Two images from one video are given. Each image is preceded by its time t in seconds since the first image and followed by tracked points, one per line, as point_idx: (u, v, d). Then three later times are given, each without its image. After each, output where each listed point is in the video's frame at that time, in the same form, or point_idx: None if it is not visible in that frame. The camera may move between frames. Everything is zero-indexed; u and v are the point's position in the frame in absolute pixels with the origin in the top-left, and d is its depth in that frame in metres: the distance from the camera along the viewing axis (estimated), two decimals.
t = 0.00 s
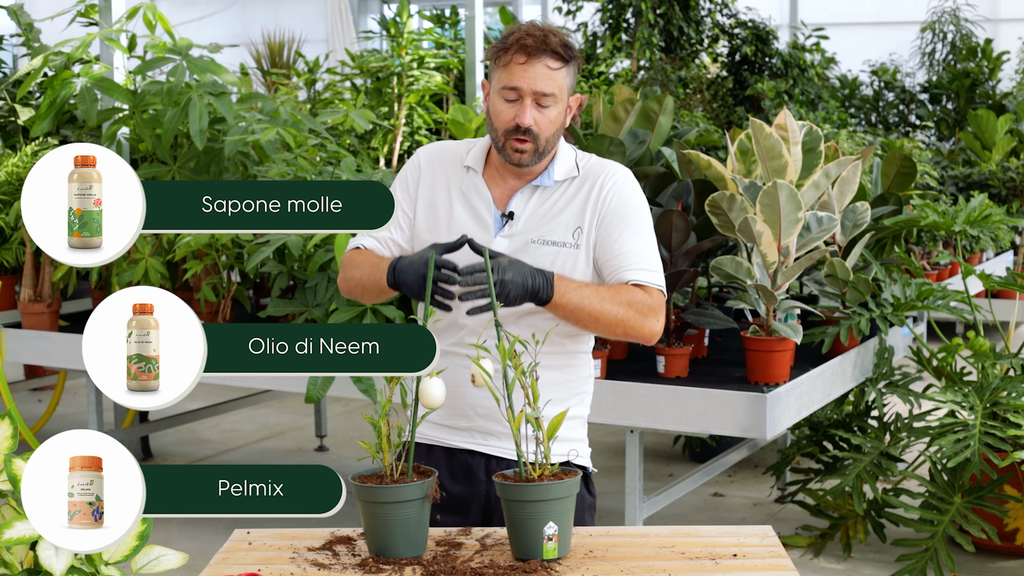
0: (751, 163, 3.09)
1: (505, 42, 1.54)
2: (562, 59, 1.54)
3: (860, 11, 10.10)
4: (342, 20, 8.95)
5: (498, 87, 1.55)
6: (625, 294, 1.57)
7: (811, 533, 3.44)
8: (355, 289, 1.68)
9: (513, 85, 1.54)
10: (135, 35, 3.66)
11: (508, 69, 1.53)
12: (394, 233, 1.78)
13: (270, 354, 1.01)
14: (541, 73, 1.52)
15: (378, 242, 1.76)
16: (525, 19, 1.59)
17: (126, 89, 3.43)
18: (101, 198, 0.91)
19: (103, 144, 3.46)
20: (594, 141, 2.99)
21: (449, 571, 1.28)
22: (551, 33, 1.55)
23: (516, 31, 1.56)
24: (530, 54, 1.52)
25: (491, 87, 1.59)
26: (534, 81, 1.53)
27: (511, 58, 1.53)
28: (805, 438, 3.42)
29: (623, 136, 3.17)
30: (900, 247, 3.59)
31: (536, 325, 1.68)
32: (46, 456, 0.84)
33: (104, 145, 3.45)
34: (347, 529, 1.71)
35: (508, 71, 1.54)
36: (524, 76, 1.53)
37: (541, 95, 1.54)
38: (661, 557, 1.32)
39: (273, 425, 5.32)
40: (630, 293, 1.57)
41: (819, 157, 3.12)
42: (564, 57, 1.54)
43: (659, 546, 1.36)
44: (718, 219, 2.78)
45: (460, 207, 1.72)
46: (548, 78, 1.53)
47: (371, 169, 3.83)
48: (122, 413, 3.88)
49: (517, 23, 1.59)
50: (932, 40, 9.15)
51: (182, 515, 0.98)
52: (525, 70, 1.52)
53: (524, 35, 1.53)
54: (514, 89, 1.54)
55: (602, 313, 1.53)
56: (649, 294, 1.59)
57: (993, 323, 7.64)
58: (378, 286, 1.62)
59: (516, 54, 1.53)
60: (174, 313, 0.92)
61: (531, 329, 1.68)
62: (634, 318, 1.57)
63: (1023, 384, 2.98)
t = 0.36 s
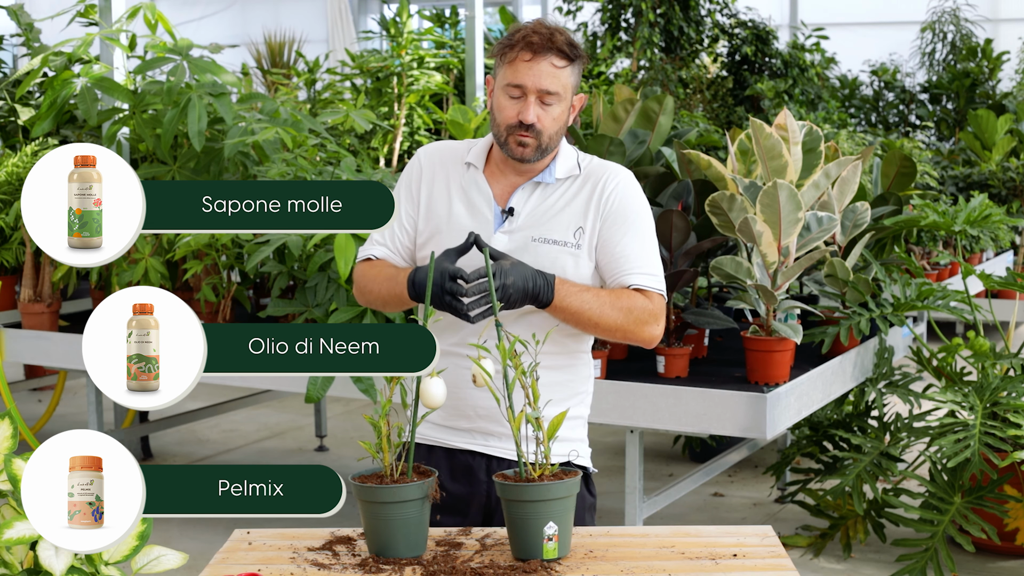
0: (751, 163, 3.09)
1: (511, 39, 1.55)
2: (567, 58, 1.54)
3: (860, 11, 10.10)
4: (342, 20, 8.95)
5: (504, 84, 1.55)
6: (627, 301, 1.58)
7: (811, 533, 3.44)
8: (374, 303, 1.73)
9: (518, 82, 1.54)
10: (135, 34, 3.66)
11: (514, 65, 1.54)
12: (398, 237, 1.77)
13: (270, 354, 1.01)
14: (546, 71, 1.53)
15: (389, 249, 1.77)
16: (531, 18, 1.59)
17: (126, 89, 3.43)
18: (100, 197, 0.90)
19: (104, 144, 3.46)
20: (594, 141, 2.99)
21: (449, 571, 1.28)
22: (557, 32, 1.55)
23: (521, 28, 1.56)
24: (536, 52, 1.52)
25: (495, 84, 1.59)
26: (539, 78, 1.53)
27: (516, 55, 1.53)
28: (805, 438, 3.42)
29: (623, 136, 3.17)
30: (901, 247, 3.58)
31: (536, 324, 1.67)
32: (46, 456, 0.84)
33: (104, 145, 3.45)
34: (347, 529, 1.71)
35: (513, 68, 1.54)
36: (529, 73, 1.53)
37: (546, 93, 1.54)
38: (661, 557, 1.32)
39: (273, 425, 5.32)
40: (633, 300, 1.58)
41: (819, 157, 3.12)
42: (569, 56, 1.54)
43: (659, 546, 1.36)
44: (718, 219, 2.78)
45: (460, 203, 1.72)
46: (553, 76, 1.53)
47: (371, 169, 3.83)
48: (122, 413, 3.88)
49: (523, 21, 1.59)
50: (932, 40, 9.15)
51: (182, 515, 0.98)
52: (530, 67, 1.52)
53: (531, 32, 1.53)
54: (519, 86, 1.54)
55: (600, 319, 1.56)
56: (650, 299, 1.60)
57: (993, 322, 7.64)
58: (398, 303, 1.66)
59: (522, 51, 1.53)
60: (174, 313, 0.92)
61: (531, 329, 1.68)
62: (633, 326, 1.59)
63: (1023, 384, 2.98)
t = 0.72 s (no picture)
0: (751, 163, 3.09)
1: (521, 35, 1.55)
2: (577, 54, 1.55)
3: (860, 11, 10.10)
4: (342, 20, 8.96)
5: (512, 79, 1.56)
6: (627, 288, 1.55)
7: (811, 533, 3.44)
8: (371, 290, 1.66)
9: (527, 76, 1.54)
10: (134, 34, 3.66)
11: (523, 60, 1.54)
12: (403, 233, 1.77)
13: (270, 354, 1.01)
14: (555, 66, 1.53)
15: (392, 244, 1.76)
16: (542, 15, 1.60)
17: (126, 89, 3.43)
18: (101, 197, 0.91)
19: (103, 144, 3.46)
20: (594, 141, 2.99)
21: (449, 571, 1.28)
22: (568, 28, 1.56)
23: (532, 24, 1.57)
24: (545, 47, 1.53)
25: (503, 80, 1.59)
26: (548, 73, 1.53)
27: (526, 49, 1.54)
28: (805, 438, 3.42)
29: (623, 136, 3.18)
30: (901, 247, 3.59)
31: (536, 324, 1.67)
32: (46, 456, 0.84)
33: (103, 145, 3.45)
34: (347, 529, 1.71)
35: (523, 62, 1.54)
36: (539, 68, 1.53)
37: (555, 88, 1.54)
38: (660, 557, 1.32)
39: (273, 425, 5.32)
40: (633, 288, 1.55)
41: (819, 157, 3.12)
42: (580, 53, 1.54)
43: (659, 546, 1.36)
44: (718, 219, 2.78)
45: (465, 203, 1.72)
46: (563, 72, 1.53)
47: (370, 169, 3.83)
48: (122, 413, 3.88)
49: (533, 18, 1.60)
50: (932, 40, 9.15)
51: (182, 515, 0.98)
52: (540, 62, 1.53)
53: (541, 27, 1.53)
54: (528, 80, 1.54)
55: (604, 300, 1.50)
56: (652, 292, 1.58)
57: (993, 322, 7.64)
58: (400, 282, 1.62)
59: (532, 45, 1.53)
60: (175, 312, 0.92)
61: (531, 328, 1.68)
62: (634, 312, 1.55)
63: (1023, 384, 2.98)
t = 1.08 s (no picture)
0: (751, 163, 3.09)
1: (520, 33, 1.56)
2: (577, 51, 1.55)
3: (860, 10, 10.10)
4: (342, 20, 8.96)
5: (512, 76, 1.56)
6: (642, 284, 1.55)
7: (811, 533, 3.44)
8: (375, 286, 1.66)
9: (527, 73, 1.54)
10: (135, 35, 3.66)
11: (523, 57, 1.54)
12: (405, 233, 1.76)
13: (270, 354, 1.01)
14: (555, 62, 1.53)
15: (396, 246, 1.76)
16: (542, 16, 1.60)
17: (126, 89, 3.43)
18: (101, 197, 0.91)
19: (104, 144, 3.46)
20: (594, 141, 3.00)
21: (449, 571, 1.28)
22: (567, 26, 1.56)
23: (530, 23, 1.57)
24: (545, 43, 1.53)
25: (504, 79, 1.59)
26: (548, 69, 1.53)
27: (526, 46, 1.54)
28: (805, 438, 3.42)
29: (623, 136, 3.18)
30: (901, 247, 3.58)
31: (537, 325, 1.68)
32: (46, 456, 0.84)
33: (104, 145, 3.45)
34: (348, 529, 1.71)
35: (523, 60, 1.54)
36: (539, 64, 1.53)
37: (555, 84, 1.54)
38: (660, 557, 1.32)
39: (273, 425, 5.32)
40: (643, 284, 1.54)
41: (819, 157, 3.12)
42: (579, 50, 1.55)
43: (659, 546, 1.36)
44: (718, 219, 2.79)
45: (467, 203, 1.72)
46: (563, 68, 1.53)
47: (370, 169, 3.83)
48: (122, 413, 3.88)
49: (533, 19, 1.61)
50: (932, 40, 9.15)
51: (182, 515, 0.98)
52: (540, 58, 1.53)
53: (541, 25, 1.54)
54: (528, 77, 1.54)
55: (626, 292, 1.49)
56: (660, 295, 1.60)
57: (994, 322, 7.64)
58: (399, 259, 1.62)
59: (532, 43, 1.54)
60: (174, 313, 0.92)
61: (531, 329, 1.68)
62: (645, 311, 1.55)
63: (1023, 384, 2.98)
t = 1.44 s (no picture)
0: (751, 163, 3.09)
1: (524, 34, 1.55)
2: (582, 53, 1.54)
3: (859, 11, 10.10)
4: (342, 21, 8.97)
5: (517, 78, 1.56)
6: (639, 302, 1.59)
7: (811, 533, 3.44)
8: (391, 300, 1.70)
9: (532, 76, 1.54)
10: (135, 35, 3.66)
11: (528, 59, 1.54)
12: (409, 235, 1.77)
13: (270, 354, 1.01)
14: (560, 65, 1.53)
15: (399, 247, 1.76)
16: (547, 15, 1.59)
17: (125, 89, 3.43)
18: (101, 197, 0.91)
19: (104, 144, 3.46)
20: (594, 141, 3.00)
21: (449, 571, 1.28)
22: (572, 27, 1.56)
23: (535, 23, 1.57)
24: (550, 46, 1.53)
25: (508, 79, 1.59)
26: (554, 72, 1.53)
27: (530, 49, 1.54)
28: (805, 438, 3.42)
29: (623, 136, 3.18)
30: (901, 247, 3.58)
31: (537, 325, 1.67)
32: (46, 456, 0.84)
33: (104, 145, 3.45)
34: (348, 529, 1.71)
35: (528, 62, 1.54)
36: (544, 67, 1.53)
37: (560, 87, 1.54)
38: (660, 557, 1.32)
39: (273, 425, 5.32)
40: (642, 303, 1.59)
41: (819, 157, 3.12)
42: (584, 51, 1.54)
43: (659, 546, 1.36)
44: (718, 219, 2.79)
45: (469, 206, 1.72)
46: (568, 71, 1.53)
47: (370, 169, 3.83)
48: (122, 413, 3.88)
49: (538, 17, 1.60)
50: (932, 40, 9.15)
51: (182, 515, 0.98)
52: (545, 62, 1.53)
53: (545, 27, 1.53)
54: (533, 80, 1.54)
55: (610, 309, 1.56)
56: (656, 302, 1.62)
57: (993, 322, 7.64)
58: (435, 270, 1.69)
59: (536, 45, 1.53)
60: (174, 312, 0.92)
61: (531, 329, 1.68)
62: (637, 323, 1.59)
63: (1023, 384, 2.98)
